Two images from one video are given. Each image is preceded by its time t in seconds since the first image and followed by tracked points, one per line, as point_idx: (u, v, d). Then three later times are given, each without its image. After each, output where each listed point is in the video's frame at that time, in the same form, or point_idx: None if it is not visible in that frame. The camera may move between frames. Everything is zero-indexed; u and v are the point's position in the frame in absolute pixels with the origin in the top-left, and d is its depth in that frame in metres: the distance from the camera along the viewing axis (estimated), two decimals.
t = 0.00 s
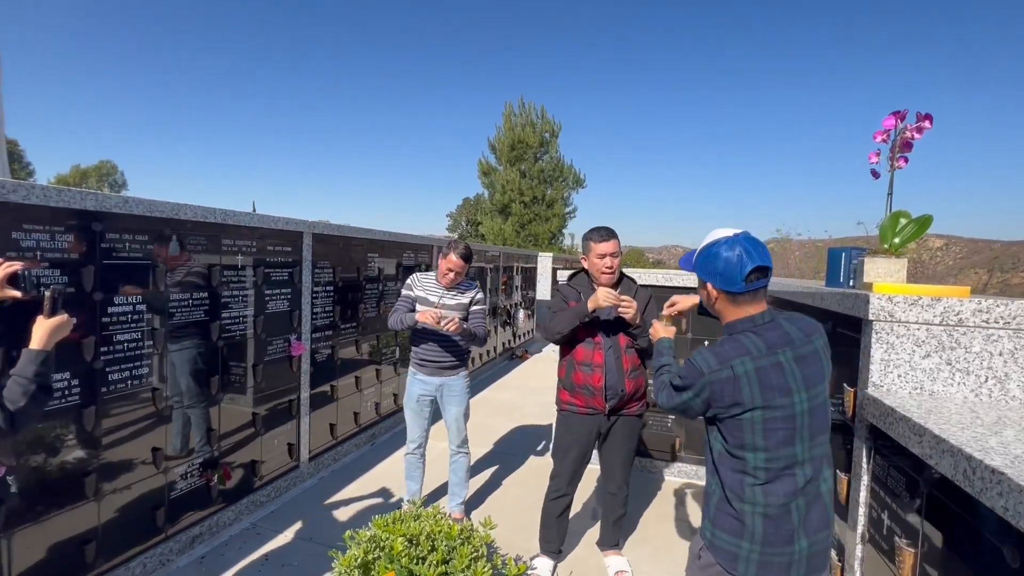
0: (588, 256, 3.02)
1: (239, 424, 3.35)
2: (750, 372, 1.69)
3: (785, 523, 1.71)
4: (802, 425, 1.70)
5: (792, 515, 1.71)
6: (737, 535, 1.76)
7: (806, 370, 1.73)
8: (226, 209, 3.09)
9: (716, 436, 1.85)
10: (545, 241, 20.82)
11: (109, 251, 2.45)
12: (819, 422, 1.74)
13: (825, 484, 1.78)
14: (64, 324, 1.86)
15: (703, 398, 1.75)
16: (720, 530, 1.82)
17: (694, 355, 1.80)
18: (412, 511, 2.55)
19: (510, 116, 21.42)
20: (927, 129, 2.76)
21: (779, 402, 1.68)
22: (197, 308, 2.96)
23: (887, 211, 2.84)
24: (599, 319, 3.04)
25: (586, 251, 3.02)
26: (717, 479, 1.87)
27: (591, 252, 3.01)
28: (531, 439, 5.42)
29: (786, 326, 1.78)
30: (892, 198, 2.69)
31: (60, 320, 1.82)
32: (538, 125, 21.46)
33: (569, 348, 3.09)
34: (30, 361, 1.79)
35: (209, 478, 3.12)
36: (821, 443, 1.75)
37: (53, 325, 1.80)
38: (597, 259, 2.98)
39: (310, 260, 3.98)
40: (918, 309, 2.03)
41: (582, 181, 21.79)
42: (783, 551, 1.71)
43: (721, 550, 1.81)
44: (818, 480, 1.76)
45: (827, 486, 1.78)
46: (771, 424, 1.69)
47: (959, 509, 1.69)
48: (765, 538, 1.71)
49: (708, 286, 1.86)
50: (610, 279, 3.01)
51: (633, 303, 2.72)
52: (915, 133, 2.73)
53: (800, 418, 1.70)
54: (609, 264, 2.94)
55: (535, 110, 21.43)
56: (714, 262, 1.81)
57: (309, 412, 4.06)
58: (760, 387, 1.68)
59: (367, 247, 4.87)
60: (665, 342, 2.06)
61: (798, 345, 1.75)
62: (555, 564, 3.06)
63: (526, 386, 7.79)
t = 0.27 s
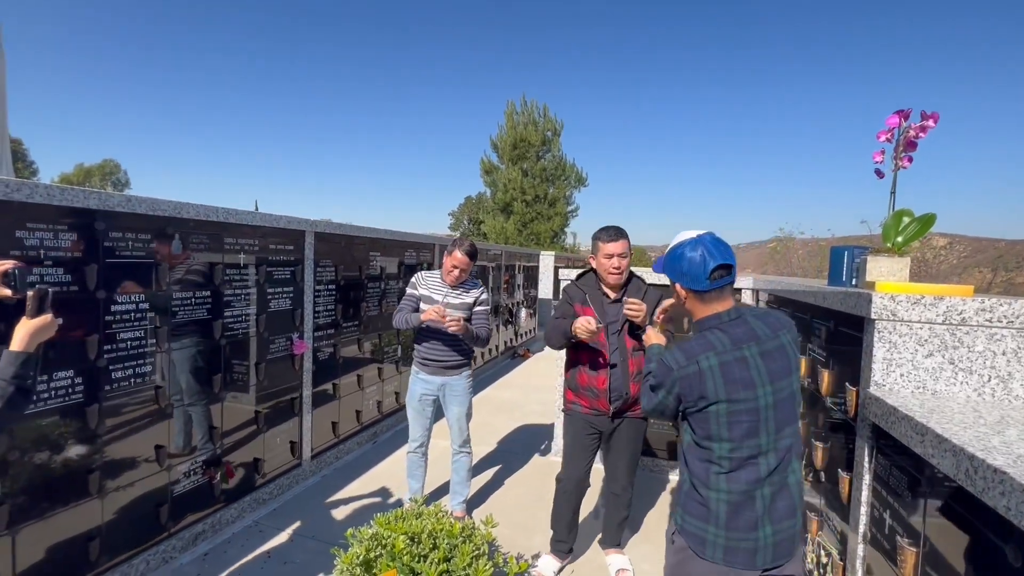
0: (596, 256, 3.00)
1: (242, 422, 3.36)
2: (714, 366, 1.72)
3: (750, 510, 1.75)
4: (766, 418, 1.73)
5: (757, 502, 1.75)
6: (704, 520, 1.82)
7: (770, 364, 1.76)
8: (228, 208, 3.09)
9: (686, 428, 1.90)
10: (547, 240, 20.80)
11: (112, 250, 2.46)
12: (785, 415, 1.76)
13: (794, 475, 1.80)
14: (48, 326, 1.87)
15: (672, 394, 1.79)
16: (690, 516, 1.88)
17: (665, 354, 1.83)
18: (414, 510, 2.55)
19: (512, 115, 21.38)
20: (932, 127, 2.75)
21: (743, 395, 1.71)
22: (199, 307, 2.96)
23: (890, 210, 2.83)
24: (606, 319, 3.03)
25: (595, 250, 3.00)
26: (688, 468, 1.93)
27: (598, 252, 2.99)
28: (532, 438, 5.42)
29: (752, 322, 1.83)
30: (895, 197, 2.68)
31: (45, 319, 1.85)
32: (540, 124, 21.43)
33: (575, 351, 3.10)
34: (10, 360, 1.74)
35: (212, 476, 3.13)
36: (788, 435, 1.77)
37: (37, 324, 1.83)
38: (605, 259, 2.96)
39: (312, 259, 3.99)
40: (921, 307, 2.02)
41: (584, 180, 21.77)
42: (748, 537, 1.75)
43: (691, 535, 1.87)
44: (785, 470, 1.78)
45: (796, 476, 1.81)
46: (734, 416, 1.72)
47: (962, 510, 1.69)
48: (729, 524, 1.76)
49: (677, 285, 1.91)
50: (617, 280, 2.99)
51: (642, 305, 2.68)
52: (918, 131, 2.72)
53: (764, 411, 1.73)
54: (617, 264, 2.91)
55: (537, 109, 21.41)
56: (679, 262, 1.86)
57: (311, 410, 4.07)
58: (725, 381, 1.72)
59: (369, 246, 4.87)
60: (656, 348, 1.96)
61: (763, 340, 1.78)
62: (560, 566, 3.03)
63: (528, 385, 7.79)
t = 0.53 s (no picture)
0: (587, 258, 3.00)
1: (244, 420, 3.38)
2: (699, 360, 1.73)
3: (730, 501, 1.76)
4: (746, 411, 1.74)
5: (735, 493, 1.76)
6: (685, 512, 1.83)
7: (752, 359, 1.78)
8: (231, 207, 3.10)
9: (668, 422, 1.90)
10: (549, 239, 20.80)
11: (115, 249, 2.47)
12: (765, 409, 1.78)
13: (772, 467, 1.82)
14: (33, 328, 1.87)
15: (658, 389, 1.78)
16: (671, 507, 1.89)
17: (651, 348, 1.83)
18: (416, 508, 2.56)
19: (514, 114, 21.36)
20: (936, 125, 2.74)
21: (725, 388, 1.72)
22: (201, 305, 2.97)
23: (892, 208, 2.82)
24: (602, 325, 2.99)
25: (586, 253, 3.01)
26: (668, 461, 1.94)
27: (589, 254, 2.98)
28: (534, 436, 5.43)
29: (735, 319, 1.85)
30: (898, 196, 2.67)
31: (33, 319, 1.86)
32: (542, 123, 21.42)
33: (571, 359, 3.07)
34: None
35: (215, 474, 3.15)
36: (767, 427, 1.79)
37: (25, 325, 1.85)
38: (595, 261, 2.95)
39: (314, 257, 4.00)
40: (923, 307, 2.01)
41: (586, 179, 21.76)
42: (727, 528, 1.76)
43: (673, 526, 1.88)
44: (764, 462, 1.80)
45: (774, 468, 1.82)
46: (716, 409, 1.73)
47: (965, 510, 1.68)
48: (710, 515, 1.77)
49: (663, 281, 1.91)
50: (608, 282, 2.97)
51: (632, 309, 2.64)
52: (922, 129, 2.71)
53: (745, 404, 1.74)
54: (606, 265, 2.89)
55: (540, 108, 21.39)
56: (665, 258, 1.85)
57: (313, 409, 4.08)
58: (709, 375, 1.72)
59: (371, 244, 4.88)
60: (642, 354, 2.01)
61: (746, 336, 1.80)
62: None
63: (530, 383, 7.80)
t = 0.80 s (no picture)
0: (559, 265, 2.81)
1: (247, 418, 3.39)
2: (713, 356, 1.72)
3: (737, 498, 1.77)
4: (754, 408, 1.75)
5: (741, 490, 1.77)
6: (692, 513, 1.81)
7: (758, 355, 1.79)
8: (234, 206, 3.11)
9: (672, 423, 1.87)
10: (551, 238, 20.80)
11: (119, 248, 2.48)
12: (770, 405, 1.79)
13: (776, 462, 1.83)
14: (20, 328, 1.78)
15: (671, 390, 1.74)
16: (676, 509, 1.87)
17: (661, 346, 1.79)
18: (417, 505, 2.57)
19: (517, 112, 21.35)
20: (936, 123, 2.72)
21: (735, 384, 1.73)
22: (204, 304, 2.98)
23: (895, 206, 2.81)
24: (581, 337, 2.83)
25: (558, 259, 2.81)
26: (672, 462, 1.90)
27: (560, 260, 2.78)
28: (536, 435, 5.43)
29: (742, 316, 1.86)
30: (900, 195, 2.67)
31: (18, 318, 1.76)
32: (545, 122, 21.41)
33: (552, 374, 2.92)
34: None
35: (218, 471, 3.16)
36: (772, 423, 1.80)
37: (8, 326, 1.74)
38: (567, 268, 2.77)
39: (316, 256, 4.01)
40: (926, 305, 2.01)
41: (589, 178, 21.74)
42: (734, 524, 1.77)
43: (678, 527, 1.87)
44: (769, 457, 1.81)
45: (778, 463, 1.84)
46: (727, 407, 1.73)
47: (968, 510, 1.67)
48: (718, 514, 1.77)
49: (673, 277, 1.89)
50: (583, 289, 2.78)
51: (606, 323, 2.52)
52: (922, 127, 2.70)
53: (753, 400, 1.75)
54: (578, 274, 2.71)
55: (542, 107, 21.39)
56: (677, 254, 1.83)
57: (316, 407, 4.09)
58: (721, 370, 1.73)
59: (373, 243, 4.89)
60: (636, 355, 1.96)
61: (752, 333, 1.81)
62: None
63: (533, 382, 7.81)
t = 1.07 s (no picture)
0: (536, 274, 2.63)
1: (251, 416, 3.40)
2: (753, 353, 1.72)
3: (770, 495, 1.78)
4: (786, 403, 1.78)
5: (775, 487, 1.78)
6: (731, 518, 1.77)
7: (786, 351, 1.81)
8: (236, 205, 3.12)
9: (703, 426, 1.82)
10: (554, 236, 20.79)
11: (122, 246, 2.48)
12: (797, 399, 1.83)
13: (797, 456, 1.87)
14: (8, 326, 1.80)
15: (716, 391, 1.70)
16: (712, 515, 1.81)
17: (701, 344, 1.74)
18: (419, 504, 2.57)
19: (519, 111, 21.33)
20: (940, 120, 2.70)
21: (773, 380, 1.75)
22: (207, 303, 2.99)
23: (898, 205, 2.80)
24: (567, 349, 2.70)
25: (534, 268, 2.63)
26: (703, 467, 1.83)
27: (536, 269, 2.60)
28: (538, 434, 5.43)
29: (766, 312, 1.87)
30: (904, 192, 2.65)
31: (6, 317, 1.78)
32: (547, 120, 21.39)
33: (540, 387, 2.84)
34: None
35: (221, 470, 3.17)
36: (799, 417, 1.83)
37: None
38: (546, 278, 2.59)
39: (319, 255, 4.01)
40: (929, 304, 2.00)
41: (592, 177, 21.72)
42: (768, 523, 1.77)
43: (713, 534, 1.81)
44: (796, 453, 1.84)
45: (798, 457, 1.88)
46: (767, 404, 1.74)
47: (971, 510, 1.67)
48: (756, 514, 1.76)
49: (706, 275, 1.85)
50: (564, 297, 2.62)
51: (592, 337, 2.34)
52: (926, 126, 2.68)
53: (786, 395, 1.77)
54: (558, 283, 2.55)
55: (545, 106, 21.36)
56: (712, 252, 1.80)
57: (318, 405, 4.10)
58: (763, 366, 1.73)
59: (375, 242, 4.90)
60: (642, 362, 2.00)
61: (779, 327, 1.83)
62: None
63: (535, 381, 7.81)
